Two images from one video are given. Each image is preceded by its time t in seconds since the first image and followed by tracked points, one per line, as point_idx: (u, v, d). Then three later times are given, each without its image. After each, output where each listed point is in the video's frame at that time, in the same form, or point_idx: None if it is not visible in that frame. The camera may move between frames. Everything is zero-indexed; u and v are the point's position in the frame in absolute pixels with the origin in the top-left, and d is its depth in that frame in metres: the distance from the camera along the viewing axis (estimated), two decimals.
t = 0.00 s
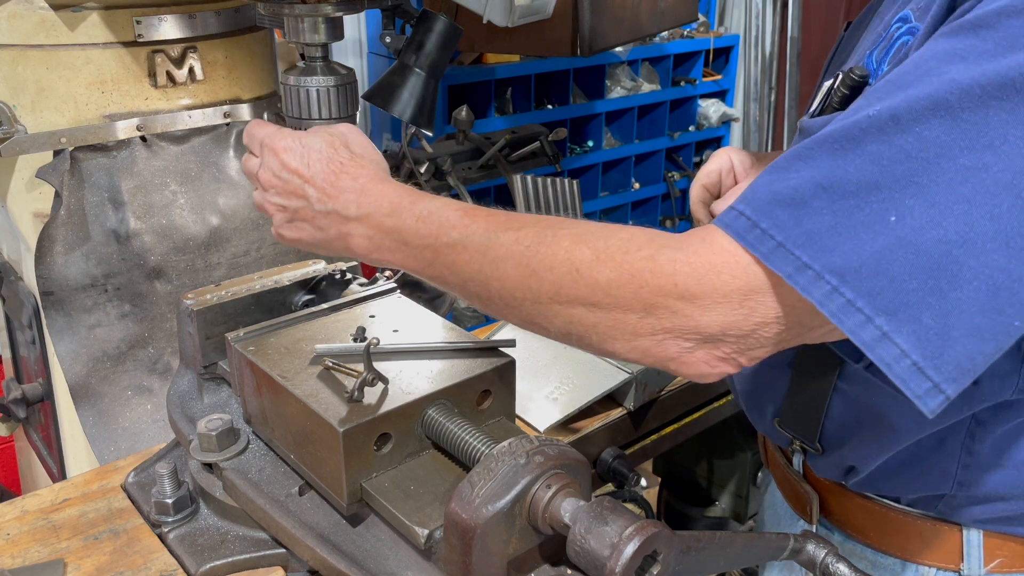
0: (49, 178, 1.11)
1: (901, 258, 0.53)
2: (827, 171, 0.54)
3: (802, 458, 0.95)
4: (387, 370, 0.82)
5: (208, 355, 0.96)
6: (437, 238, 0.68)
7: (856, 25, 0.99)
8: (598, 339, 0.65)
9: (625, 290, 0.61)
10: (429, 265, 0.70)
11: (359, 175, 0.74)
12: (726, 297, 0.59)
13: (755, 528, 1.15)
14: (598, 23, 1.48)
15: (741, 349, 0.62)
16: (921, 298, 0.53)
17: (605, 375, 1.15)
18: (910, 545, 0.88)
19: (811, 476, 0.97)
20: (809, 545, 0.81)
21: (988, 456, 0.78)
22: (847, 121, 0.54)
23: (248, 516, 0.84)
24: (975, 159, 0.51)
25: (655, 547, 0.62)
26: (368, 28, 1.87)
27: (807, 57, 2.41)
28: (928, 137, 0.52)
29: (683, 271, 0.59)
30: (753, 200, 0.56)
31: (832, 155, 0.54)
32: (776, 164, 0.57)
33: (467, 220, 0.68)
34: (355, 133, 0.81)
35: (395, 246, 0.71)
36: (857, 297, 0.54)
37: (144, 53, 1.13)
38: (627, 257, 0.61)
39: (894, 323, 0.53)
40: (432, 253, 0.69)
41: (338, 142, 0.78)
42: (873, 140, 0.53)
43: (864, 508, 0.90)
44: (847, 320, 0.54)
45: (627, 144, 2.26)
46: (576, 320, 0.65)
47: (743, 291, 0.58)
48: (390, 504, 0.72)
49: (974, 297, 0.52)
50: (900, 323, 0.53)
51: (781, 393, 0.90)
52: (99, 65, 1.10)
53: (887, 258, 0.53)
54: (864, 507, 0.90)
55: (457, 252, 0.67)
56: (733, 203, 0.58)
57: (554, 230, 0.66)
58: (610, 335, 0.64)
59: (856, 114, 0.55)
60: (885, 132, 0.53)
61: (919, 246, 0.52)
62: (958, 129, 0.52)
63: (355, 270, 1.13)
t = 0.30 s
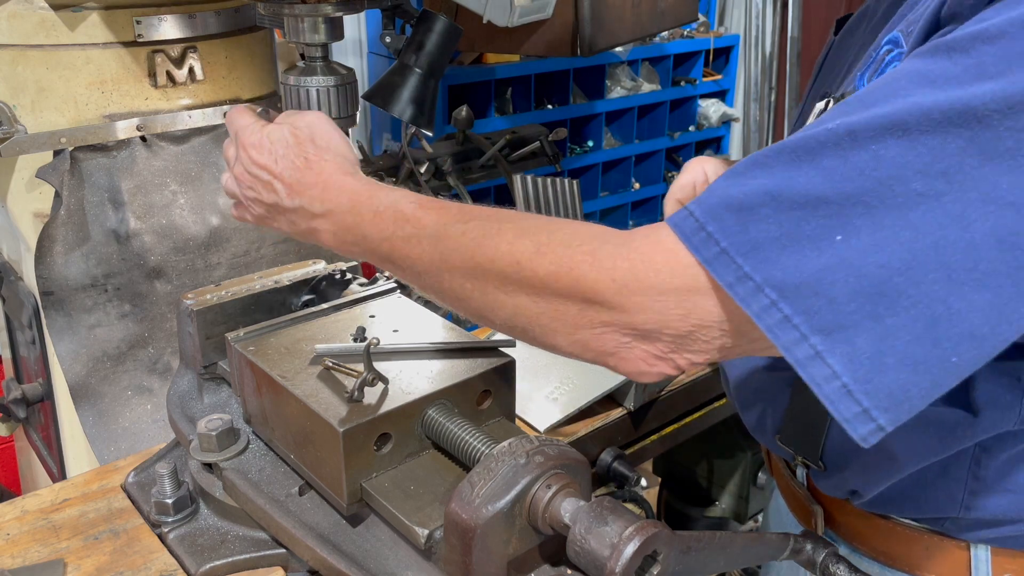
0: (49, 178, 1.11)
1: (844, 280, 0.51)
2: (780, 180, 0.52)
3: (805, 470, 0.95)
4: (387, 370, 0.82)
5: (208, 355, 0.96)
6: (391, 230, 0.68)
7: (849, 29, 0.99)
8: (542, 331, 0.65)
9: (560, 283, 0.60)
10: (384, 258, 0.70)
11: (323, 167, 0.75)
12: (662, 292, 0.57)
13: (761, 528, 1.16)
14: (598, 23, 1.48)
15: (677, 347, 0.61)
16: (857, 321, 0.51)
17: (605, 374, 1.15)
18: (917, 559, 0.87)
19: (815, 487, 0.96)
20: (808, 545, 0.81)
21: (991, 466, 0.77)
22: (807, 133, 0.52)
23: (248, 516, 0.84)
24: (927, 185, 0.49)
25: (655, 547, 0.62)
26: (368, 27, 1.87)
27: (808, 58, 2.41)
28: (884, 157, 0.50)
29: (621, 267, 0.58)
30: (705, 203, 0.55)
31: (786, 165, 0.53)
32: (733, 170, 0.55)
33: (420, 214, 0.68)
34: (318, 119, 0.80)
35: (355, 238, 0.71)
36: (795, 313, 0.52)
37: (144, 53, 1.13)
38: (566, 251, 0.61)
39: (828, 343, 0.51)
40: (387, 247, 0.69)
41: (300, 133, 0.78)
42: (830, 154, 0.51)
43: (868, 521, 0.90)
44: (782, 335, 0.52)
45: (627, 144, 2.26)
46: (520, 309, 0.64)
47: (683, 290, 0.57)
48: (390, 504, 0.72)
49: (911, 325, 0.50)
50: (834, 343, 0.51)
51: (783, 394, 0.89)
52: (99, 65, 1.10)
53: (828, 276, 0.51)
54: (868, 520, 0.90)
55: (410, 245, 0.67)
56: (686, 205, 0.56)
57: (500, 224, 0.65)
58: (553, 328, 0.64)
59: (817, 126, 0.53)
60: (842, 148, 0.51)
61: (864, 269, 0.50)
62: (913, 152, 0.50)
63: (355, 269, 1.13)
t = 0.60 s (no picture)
0: (49, 178, 1.11)
1: (814, 290, 0.51)
2: (752, 191, 0.53)
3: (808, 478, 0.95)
4: (388, 370, 0.82)
5: (208, 355, 0.96)
6: (389, 229, 0.69)
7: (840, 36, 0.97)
8: (525, 340, 0.66)
9: (546, 282, 0.61)
10: (380, 256, 0.71)
11: (334, 166, 0.76)
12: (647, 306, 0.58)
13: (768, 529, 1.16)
14: (598, 23, 1.48)
15: (653, 362, 0.62)
16: (830, 331, 0.52)
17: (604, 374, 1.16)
18: (919, 568, 0.86)
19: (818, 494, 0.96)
20: (808, 545, 0.81)
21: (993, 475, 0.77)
22: (779, 142, 0.53)
23: (248, 516, 0.84)
24: (897, 192, 0.49)
25: (655, 546, 0.62)
26: (368, 27, 1.87)
27: (808, 58, 2.41)
28: (854, 164, 0.50)
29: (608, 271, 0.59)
30: (683, 213, 0.56)
31: (759, 176, 0.53)
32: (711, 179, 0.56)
33: (420, 215, 0.69)
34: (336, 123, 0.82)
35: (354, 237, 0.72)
36: (768, 325, 0.53)
37: (144, 53, 1.13)
38: (552, 258, 0.62)
39: (802, 353, 0.53)
40: (383, 245, 0.70)
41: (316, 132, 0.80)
42: (801, 163, 0.52)
43: (870, 528, 0.90)
44: (755, 346, 0.53)
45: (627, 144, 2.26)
46: (504, 316, 0.65)
47: (660, 295, 0.58)
48: (390, 504, 0.72)
49: (883, 334, 0.51)
50: (809, 352, 0.52)
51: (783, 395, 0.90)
52: (99, 65, 1.10)
53: (800, 287, 0.52)
54: (870, 528, 0.89)
55: (405, 243, 0.68)
56: (665, 215, 0.56)
57: (491, 228, 0.66)
58: (535, 335, 0.65)
59: (790, 134, 0.53)
60: (813, 156, 0.51)
61: (834, 279, 0.51)
62: (882, 159, 0.50)
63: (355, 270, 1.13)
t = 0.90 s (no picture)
0: (49, 178, 1.11)
1: (816, 289, 0.52)
2: (748, 195, 0.53)
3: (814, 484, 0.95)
4: (387, 370, 0.82)
5: (208, 355, 0.96)
6: (392, 254, 0.71)
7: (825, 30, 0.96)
8: (532, 354, 0.67)
9: (547, 301, 0.62)
10: (388, 280, 0.73)
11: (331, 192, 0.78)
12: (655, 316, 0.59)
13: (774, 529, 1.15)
14: (598, 23, 1.48)
15: (664, 373, 0.63)
16: (836, 328, 0.52)
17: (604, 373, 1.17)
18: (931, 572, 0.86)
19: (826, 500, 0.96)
20: (808, 545, 0.81)
21: (1000, 478, 0.76)
22: (771, 144, 0.53)
23: (248, 516, 0.84)
24: (891, 186, 0.49)
25: (655, 546, 0.61)
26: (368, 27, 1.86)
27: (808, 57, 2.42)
28: (847, 162, 0.50)
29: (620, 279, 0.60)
30: (681, 222, 0.56)
31: (754, 179, 0.53)
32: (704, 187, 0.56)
33: (419, 236, 0.71)
34: (328, 140, 0.81)
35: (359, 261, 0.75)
36: (774, 326, 0.53)
37: (144, 53, 1.13)
38: (554, 272, 0.63)
39: (809, 352, 0.53)
40: (389, 270, 0.72)
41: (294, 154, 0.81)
42: (795, 164, 0.52)
43: (880, 534, 0.89)
44: (763, 349, 0.54)
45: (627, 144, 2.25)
46: (511, 333, 0.66)
47: (664, 308, 0.58)
48: (390, 504, 0.72)
49: (888, 328, 0.51)
50: (816, 351, 0.53)
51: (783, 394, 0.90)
52: (99, 65, 1.10)
53: (802, 286, 0.52)
54: (880, 534, 0.89)
55: (409, 268, 0.70)
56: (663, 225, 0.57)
57: (491, 246, 0.67)
58: (541, 350, 0.66)
59: (782, 136, 0.53)
60: (806, 156, 0.51)
61: (835, 277, 0.51)
62: (875, 154, 0.50)
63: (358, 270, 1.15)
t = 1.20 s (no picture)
0: (49, 178, 1.11)
1: (792, 268, 0.52)
2: (727, 178, 0.54)
3: (825, 486, 0.96)
4: (387, 369, 0.82)
5: (208, 355, 0.96)
6: (376, 254, 0.74)
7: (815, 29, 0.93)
8: (511, 349, 0.66)
9: (522, 293, 0.64)
10: (374, 285, 0.74)
11: (322, 199, 0.80)
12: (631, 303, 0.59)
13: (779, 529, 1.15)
14: (599, 23, 1.47)
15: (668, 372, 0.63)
16: (812, 307, 0.52)
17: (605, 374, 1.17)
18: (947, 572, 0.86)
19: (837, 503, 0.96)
20: (808, 546, 0.81)
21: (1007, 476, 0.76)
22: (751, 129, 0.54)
23: (248, 516, 0.84)
24: (866, 165, 0.49)
25: (655, 546, 0.61)
26: (368, 27, 1.86)
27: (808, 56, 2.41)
28: (823, 143, 0.51)
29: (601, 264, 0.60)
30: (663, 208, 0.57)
31: (734, 163, 0.54)
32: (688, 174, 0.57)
33: (404, 236, 0.73)
34: (325, 152, 0.85)
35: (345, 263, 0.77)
36: (752, 306, 0.54)
37: (144, 53, 1.13)
38: (532, 261, 0.64)
39: (788, 332, 0.53)
40: (376, 273, 0.73)
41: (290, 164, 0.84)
42: (773, 147, 0.53)
43: (893, 535, 0.89)
44: (741, 330, 0.54)
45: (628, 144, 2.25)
46: (488, 328, 0.66)
47: (644, 292, 0.58)
48: (389, 504, 0.72)
49: (864, 306, 0.51)
50: (794, 331, 0.53)
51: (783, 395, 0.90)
52: (99, 65, 1.10)
53: (778, 266, 0.52)
54: (893, 535, 0.89)
55: (393, 264, 0.72)
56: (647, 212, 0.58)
57: (473, 243, 0.69)
58: (518, 343, 0.66)
59: (763, 120, 0.54)
60: (784, 139, 0.52)
61: (810, 256, 0.51)
62: (849, 135, 0.50)
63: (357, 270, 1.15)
